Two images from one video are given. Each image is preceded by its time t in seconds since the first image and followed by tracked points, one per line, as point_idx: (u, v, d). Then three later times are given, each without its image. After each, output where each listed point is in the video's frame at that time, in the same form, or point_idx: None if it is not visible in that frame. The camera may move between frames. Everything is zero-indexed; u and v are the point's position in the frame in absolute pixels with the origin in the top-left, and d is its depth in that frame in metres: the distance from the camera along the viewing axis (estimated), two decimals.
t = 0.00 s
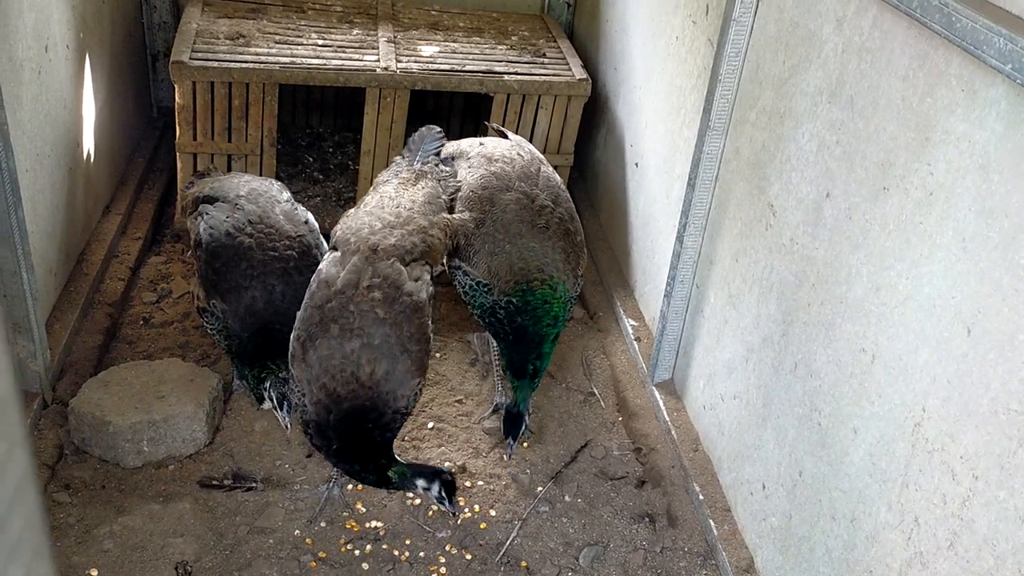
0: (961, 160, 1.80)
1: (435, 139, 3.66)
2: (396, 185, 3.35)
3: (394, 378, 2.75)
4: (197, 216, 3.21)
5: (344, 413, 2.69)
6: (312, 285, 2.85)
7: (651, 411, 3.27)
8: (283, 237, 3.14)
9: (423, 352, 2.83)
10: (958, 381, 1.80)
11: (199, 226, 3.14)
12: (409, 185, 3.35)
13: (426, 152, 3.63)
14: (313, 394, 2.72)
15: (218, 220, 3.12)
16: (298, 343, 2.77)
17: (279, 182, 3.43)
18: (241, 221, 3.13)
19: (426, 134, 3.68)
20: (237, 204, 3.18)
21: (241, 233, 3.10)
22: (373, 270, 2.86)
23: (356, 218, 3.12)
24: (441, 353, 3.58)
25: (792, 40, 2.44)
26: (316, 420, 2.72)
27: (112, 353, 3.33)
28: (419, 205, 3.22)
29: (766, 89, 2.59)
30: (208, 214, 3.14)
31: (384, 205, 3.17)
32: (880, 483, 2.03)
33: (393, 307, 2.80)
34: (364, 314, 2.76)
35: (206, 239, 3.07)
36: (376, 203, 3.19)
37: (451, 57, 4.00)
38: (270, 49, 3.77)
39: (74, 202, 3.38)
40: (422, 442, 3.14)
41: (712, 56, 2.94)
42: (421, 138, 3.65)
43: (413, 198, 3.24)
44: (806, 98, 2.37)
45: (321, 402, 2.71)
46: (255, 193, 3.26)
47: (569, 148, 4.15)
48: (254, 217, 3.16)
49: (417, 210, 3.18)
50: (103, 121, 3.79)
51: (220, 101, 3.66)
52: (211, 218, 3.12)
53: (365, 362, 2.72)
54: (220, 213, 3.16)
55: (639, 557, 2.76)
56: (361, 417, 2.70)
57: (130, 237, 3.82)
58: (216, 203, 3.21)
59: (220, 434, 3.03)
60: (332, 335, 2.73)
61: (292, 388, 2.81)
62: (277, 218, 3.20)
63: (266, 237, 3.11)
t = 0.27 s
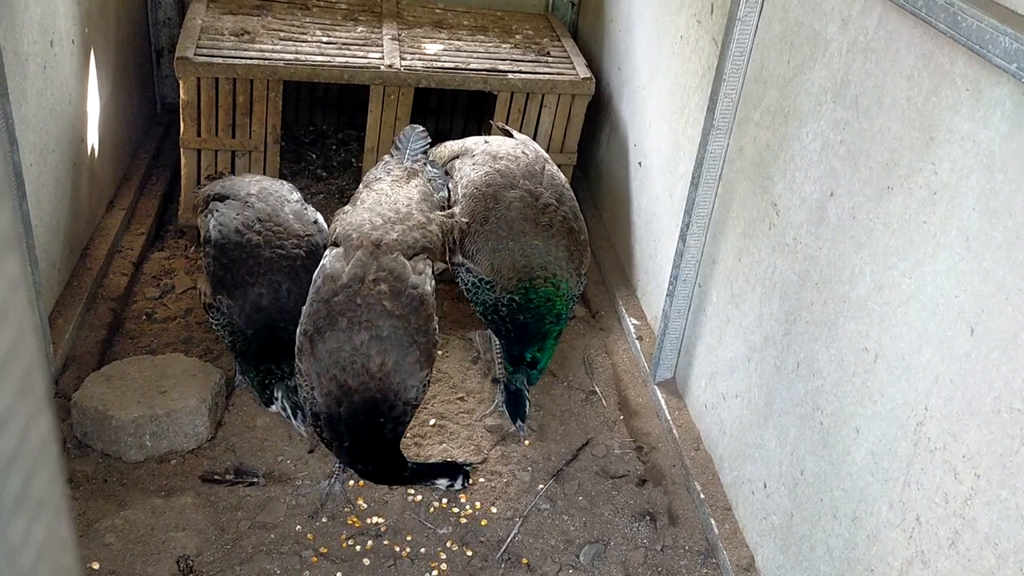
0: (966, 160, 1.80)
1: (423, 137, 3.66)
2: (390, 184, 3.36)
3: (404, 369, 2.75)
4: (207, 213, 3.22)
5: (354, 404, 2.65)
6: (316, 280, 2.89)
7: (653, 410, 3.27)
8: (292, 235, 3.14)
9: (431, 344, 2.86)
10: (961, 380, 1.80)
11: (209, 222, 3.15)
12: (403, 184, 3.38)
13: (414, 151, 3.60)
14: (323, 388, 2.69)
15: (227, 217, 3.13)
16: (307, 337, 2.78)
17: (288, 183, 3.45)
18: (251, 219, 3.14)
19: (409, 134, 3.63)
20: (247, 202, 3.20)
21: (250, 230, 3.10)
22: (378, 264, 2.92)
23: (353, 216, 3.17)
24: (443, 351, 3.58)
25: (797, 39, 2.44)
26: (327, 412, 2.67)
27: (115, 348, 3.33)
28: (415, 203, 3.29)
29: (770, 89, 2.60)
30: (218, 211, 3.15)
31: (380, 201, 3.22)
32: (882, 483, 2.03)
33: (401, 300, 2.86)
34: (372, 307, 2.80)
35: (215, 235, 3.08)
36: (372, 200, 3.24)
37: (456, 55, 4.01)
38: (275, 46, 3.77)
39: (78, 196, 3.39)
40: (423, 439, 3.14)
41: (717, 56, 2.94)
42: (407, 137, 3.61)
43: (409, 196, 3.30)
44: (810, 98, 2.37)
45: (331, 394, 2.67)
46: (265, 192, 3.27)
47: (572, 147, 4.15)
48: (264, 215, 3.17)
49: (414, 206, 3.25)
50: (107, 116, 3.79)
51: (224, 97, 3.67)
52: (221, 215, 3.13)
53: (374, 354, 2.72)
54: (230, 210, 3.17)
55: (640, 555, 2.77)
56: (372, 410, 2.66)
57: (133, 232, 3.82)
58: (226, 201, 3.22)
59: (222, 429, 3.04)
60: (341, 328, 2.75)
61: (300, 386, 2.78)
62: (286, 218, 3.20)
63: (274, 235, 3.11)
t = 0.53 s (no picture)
0: (968, 162, 1.80)
1: (417, 144, 3.75)
2: (390, 186, 3.39)
3: (415, 366, 2.80)
4: (212, 218, 3.22)
5: (368, 403, 2.71)
6: (322, 279, 2.91)
7: (655, 411, 3.27)
8: (297, 243, 3.14)
9: (438, 340, 2.90)
10: (963, 382, 1.80)
11: (214, 226, 3.15)
12: (401, 186, 3.41)
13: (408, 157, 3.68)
14: (336, 387, 2.75)
15: (233, 223, 3.12)
16: (317, 338, 2.81)
17: (293, 186, 3.44)
18: (256, 225, 3.13)
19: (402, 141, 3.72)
20: (253, 207, 3.19)
21: (255, 237, 3.10)
22: (383, 262, 2.94)
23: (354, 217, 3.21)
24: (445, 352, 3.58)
25: (799, 40, 2.44)
26: (343, 412, 2.73)
27: (117, 348, 3.33)
28: (415, 202, 3.33)
29: (772, 90, 2.60)
30: (224, 216, 3.15)
31: (380, 201, 3.26)
32: (884, 484, 2.03)
33: (407, 298, 2.89)
34: (379, 305, 2.83)
35: (221, 242, 3.09)
36: (371, 201, 3.27)
37: (457, 56, 4.01)
38: (277, 46, 3.77)
39: (80, 197, 3.39)
40: (425, 440, 3.14)
41: (718, 57, 2.95)
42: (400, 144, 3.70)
43: (409, 197, 3.35)
44: (813, 99, 2.37)
45: (348, 394, 2.73)
46: (271, 197, 3.26)
47: (574, 148, 4.15)
48: (269, 221, 3.16)
49: (415, 206, 3.30)
50: (109, 117, 3.80)
51: (226, 98, 3.67)
52: (227, 221, 3.13)
53: (386, 353, 2.76)
54: (235, 215, 3.16)
55: (641, 557, 2.77)
56: (388, 408, 2.73)
57: (135, 232, 3.82)
58: (231, 205, 3.21)
59: (223, 429, 3.04)
60: (351, 329, 2.78)
61: (311, 386, 2.82)
62: (291, 223, 3.20)
63: (280, 242, 3.12)
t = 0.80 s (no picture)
0: (968, 163, 1.80)
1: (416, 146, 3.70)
2: (388, 186, 3.39)
3: (421, 368, 2.81)
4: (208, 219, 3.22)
5: (376, 405, 2.71)
6: (325, 280, 2.92)
7: (655, 412, 3.27)
8: (293, 243, 3.13)
9: (443, 339, 2.94)
10: (963, 384, 1.80)
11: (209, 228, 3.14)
12: (400, 187, 3.40)
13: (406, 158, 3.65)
14: (342, 389, 2.74)
15: (228, 224, 3.12)
16: (322, 340, 2.81)
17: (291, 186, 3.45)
18: (251, 226, 3.12)
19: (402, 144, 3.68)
20: (248, 207, 3.18)
21: (250, 237, 3.09)
22: (387, 263, 2.96)
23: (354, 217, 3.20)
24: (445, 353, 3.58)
25: (799, 42, 2.44)
26: (350, 415, 2.71)
27: (117, 348, 3.34)
28: (415, 203, 3.34)
29: (772, 91, 2.60)
30: (219, 218, 3.14)
31: (382, 203, 3.26)
32: (884, 486, 2.03)
33: (413, 298, 2.91)
34: (386, 306, 2.84)
35: (216, 243, 3.08)
36: (372, 201, 3.27)
37: (458, 57, 4.00)
38: (277, 47, 3.77)
39: (80, 197, 3.39)
40: (425, 441, 3.14)
41: (719, 58, 2.94)
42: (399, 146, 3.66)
43: (408, 197, 3.35)
44: (812, 100, 2.37)
45: (355, 396, 2.71)
46: (266, 197, 3.26)
47: (574, 149, 4.15)
48: (264, 222, 3.15)
49: (415, 207, 3.31)
50: (110, 117, 3.80)
51: (227, 98, 3.67)
52: (221, 222, 3.13)
53: (394, 354, 2.77)
54: (231, 216, 3.16)
55: (641, 558, 2.76)
56: (395, 409, 2.72)
57: (135, 233, 3.82)
58: (227, 206, 3.21)
59: (223, 430, 3.04)
60: (357, 330, 2.79)
61: (315, 388, 2.81)
62: (287, 224, 3.19)
63: (275, 242, 3.11)
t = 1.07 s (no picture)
0: (969, 159, 1.79)
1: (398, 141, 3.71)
2: (377, 184, 3.37)
3: (426, 365, 2.81)
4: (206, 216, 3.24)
5: (381, 403, 2.71)
6: (324, 279, 2.91)
7: (655, 412, 3.26)
8: (286, 239, 3.13)
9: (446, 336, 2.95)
10: (964, 381, 1.79)
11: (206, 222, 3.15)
12: (389, 184, 3.39)
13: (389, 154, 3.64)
14: (348, 389, 2.72)
15: (222, 219, 3.13)
16: (326, 340, 2.79)
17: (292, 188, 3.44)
18: (245, 221, 3.14)
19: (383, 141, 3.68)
20: (245, 204, 3.19)
21: (244, 233, 3.10)
22: (386, 261, 2.96)
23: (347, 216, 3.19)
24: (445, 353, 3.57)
25: (800, 38, 2.43)
26: (354, 412, 2.70)
27: (116, 348, 3.33)
28: (409, 202, 3.34)
29: (773, 89, 2.59)
30: (215, 212, 3.15)
31: (372, 201, 3.25)
32: (885, 484, 2.02)
33: (416, 296, 2.92)
34: (388, 304, 2.85)
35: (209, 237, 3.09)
36: (365, 198, 3.26)
37: (457, 55, 4.00)
38: (277, 47, 3.77)
39: (80, 197, 3.39)
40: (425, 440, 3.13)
41: (719, 56, 2.94)
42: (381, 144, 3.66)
43: (399, 195, 3.34)
44: (813, 97, 2.36)
45: (360, 393, 2.71)
46: (264, 196, 3.26)
47: (574, 148, 4.14)
48: (259, 218, 3.16)
49: (410, 206, 3.31)
50: (109, 117, 3.79)
51: (226, 98, 3.66)
52: (218, 217, 3.14)
53: (400, 352, 2.77)
54: (226, 212, 3.17)
55: (642, 558, 2.75)
56: (400, 406, 2.73)
57: (135, 233, 3.82)
58: (224, 203, 3.22)
59: (223, 430, 3.03)
60: (361, 329, 2.78)
61: (320, 390, 2.78)
62: (281, 220, 3.20)
63: (268, 239, 3.11)
